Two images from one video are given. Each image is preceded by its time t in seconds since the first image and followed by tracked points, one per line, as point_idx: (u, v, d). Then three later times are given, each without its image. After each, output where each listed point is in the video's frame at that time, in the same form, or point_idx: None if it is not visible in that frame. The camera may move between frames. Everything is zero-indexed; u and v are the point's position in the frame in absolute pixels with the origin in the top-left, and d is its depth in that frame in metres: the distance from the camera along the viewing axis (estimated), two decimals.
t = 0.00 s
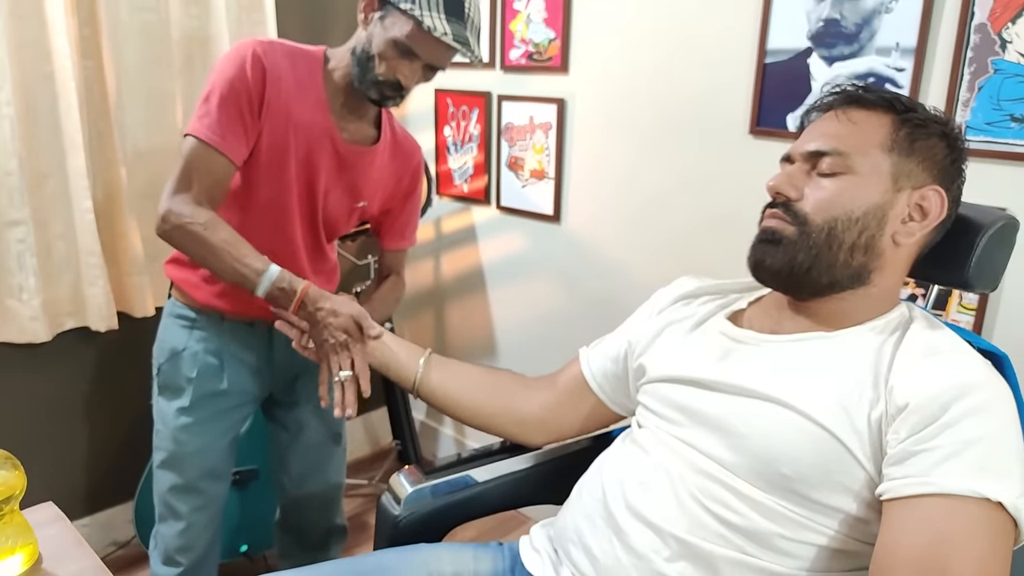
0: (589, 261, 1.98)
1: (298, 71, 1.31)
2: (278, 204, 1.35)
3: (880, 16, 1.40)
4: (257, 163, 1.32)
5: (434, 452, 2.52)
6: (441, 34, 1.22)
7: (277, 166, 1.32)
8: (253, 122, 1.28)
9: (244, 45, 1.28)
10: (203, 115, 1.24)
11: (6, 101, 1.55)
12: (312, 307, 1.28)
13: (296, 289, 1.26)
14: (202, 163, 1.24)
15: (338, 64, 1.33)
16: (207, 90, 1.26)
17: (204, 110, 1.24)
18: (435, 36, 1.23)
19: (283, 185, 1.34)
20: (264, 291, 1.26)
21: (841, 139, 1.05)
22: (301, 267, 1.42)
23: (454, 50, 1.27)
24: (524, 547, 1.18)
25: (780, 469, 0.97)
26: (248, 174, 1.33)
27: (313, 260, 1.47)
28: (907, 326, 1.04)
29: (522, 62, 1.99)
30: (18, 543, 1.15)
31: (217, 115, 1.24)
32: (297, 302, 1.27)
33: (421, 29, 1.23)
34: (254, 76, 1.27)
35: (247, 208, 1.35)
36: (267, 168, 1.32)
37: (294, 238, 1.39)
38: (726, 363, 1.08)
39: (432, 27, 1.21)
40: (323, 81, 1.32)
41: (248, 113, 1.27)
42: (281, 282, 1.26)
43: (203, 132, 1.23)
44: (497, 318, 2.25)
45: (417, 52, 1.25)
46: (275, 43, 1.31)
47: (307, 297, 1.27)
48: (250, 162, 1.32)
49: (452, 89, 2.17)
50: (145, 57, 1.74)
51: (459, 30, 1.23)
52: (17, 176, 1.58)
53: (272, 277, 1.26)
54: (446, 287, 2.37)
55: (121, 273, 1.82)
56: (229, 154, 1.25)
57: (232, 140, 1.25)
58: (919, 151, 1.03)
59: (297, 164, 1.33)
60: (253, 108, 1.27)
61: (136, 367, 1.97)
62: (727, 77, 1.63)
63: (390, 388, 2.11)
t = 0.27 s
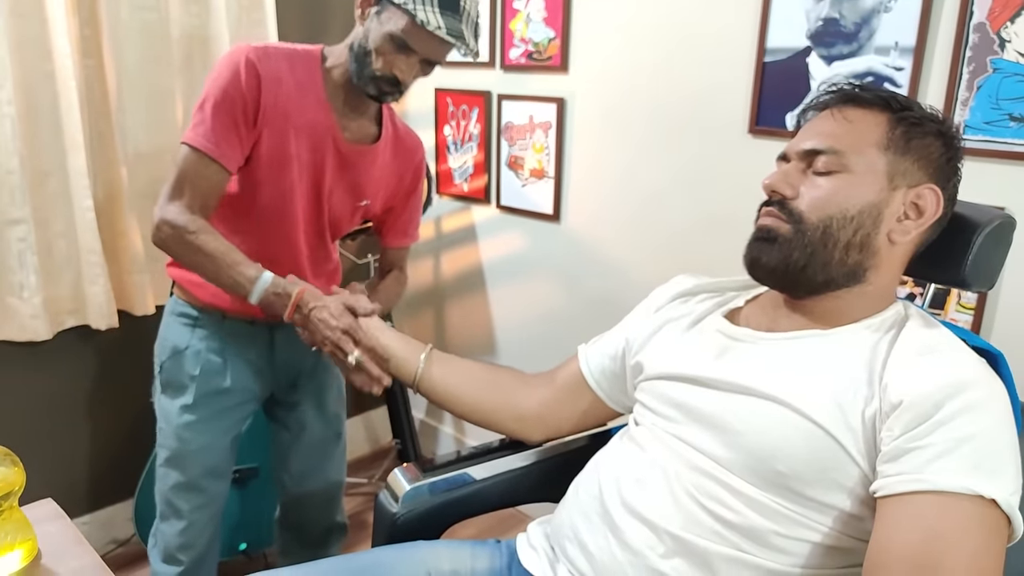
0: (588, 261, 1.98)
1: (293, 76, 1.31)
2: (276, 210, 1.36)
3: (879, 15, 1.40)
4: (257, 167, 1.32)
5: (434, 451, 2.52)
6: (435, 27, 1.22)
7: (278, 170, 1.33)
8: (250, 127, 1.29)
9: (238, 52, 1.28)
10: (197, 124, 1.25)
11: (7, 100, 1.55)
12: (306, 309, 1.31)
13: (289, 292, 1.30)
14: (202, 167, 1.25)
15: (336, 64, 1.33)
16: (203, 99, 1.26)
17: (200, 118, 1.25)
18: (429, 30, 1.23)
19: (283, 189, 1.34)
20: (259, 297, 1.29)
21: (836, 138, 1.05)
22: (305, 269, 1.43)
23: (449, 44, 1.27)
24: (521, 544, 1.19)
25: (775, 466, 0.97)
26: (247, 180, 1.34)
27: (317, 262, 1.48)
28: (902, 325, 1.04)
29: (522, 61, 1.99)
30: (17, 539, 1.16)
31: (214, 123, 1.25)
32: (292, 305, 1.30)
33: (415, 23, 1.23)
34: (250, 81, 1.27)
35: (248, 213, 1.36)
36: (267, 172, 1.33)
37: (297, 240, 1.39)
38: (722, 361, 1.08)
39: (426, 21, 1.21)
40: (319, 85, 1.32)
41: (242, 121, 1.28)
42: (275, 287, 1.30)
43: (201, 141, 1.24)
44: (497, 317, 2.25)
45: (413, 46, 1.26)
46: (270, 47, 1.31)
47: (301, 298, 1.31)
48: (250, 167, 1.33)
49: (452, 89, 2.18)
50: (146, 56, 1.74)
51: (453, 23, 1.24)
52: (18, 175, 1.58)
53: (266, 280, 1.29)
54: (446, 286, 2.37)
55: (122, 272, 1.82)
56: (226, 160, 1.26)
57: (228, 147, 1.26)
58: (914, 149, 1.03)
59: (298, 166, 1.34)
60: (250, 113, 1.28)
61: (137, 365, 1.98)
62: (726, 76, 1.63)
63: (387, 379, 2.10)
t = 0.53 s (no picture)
0: (586, 260, 1.98)
1: (250, 84, 1.29)
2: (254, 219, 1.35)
3: (875, 13, 1.40)
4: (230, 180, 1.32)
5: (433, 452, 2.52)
6: (389, 17, 1.20)
7: (253, 179, 1.32)
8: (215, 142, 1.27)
9: (194, 69, 1.27)
10: (158, 146, 1.25)
11: (4, 101, 1.55)
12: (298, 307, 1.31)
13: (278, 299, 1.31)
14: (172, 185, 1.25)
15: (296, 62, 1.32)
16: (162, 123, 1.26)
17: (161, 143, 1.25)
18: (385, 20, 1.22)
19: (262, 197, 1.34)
20: (248, 309, 1.29)
21: (832, 136, 1.05)
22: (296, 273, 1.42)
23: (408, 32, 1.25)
24: (517, 544, 1.18)
25: (771, 466, 0.97)
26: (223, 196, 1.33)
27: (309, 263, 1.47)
28: (898, 324, 1.04)
29: (519, 61, 1.99)
30: (12, 541, 1.16)
31: (176, 146, 1.24)
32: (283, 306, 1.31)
33: (370, 14, 1.22)
34: (208, 97, 1.26)
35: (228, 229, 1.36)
36: (241, 184, 1.32)
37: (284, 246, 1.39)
38: (719, 361, 1.08)
39: (379, 11, 1.20)
40: (278, 87, 1.31)
41: (203, 137, 1.26)
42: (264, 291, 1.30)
43: (166, 166, 1.23)
44: (495, 317, 2.25)
45: (371, 36, 1.25)
46: (223, 58, 1.29)
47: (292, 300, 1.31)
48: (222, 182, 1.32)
49: (449, 89, 2.17)
50: (143, 57, 1.74)
51: (409, 10, 1.22)
52: (15, 177, 1.58)
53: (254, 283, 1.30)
54: (444, 287, 2.37)
55: (119, 273, 1.82)
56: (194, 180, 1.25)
57: (195, 167, 1.26)
58: (910, 147, 1.03)
59: (273, 171, 1.33)
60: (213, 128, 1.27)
61: (134, 367, 1.98)
62: (723, 75, 1.63)
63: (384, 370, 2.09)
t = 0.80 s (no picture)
0: (584, 260, 1.97)
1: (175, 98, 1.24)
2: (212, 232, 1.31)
3: (869, 9, 1.40)
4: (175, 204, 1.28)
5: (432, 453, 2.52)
6: (287, 14, 1.16)
7: (200, 197, 1.29)
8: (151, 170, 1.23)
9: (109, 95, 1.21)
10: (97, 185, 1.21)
11: None
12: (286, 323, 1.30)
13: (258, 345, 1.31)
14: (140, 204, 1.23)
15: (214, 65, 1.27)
16: (93, 160, 1.21)
17: (98, 181, 1.21)
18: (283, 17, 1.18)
19: (212, 213, 1.30)
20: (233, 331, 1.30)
21: (826, 132, 1.05)
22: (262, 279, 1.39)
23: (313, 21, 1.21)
24: (514, 545, 1.18)
25: (767, 465, 0.97)
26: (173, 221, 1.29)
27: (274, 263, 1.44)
28: (893, 320, 1.04)
29: (515, 60, 1.99)
30: (7, 545, 1.17)
31: (112, 183, 1.20)
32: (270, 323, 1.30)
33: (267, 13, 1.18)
34: (133, 123, 1.20)
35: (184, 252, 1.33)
36: (187, 204, 1.28)
37: (243, 257, 1.36)
38: (715, 360, 1.07)
39: (276, 10, 1.16)
40: (202, 95, 1.26)
41: (139, 163, 1.22)
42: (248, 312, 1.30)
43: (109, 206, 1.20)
44: (493, 318, 2.25)
45: (279, 32, 1.21)
46: (135, 79, 1.23)
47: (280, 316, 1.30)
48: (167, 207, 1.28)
49: (445, 89, 2.17)
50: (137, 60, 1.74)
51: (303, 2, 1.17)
52: (10, 181, 1.58)
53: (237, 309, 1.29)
54: (442, 288, 2.37)
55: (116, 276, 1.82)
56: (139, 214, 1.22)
57: (136, 200, 1.22)
58: (904, 143, 1.03)
59: (217, 185, 1.29)
60: (146, 156, 1.22)
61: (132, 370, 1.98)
62: (718, 73, 1.63)
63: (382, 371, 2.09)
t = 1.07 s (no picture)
0: (585, 259, 1.97)
1: (90, 117, 1.15)
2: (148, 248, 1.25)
3: (872, 7, 1.39)
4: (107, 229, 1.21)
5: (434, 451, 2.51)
6: (194, 35, 1.06)
7: (131, 217, 1.22)
8: (76, 197, 1.15)
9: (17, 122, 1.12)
10: (16, 217, 1.12)
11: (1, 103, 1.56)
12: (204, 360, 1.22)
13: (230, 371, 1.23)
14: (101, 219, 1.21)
15: (128, 75, 1.18)
16: (10, 192, 1.13)
17: (19, 215, 1.12)
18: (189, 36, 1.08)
19: (146, 230, 1.24)
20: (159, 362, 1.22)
21: (824, 130, 1.04)
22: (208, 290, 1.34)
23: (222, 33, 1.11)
24: (513, 544, 1.17)
25: (764, 464, 0.96)
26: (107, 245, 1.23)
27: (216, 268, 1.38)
28: (892, 319, 1.03)
29: (517, 59, 1.98)
30: (6, 542, 1.17)
31: (35, 216, 1.12)
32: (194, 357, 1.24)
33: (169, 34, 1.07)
34: (48, 150, 1.11)
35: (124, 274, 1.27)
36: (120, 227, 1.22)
37: (185, 268, 1.30)
38: (713, 358, 1.07)
39: (179, 32, 1.05)
40: (122, 109, 1.17)
41: (62, 191, 1.13)
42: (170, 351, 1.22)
43: (37, 243, 1.12)
44: (494, 317, 2.25)
45: (190, 48, 1.11)
46: (43, 100, 1.13)
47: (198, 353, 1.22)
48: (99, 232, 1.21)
49: (447, 88, 2.17)
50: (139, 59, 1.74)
51: (210, 15, 1.07)
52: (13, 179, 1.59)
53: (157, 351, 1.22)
54: (444, 286, 2.37)
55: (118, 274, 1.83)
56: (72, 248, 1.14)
57: (64, 232, 1.14)
58: (903, 140, 1.02)
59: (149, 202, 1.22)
60: (68, 183, 1.13)
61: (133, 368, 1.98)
62: (721, 71, 1.62)
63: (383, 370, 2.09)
